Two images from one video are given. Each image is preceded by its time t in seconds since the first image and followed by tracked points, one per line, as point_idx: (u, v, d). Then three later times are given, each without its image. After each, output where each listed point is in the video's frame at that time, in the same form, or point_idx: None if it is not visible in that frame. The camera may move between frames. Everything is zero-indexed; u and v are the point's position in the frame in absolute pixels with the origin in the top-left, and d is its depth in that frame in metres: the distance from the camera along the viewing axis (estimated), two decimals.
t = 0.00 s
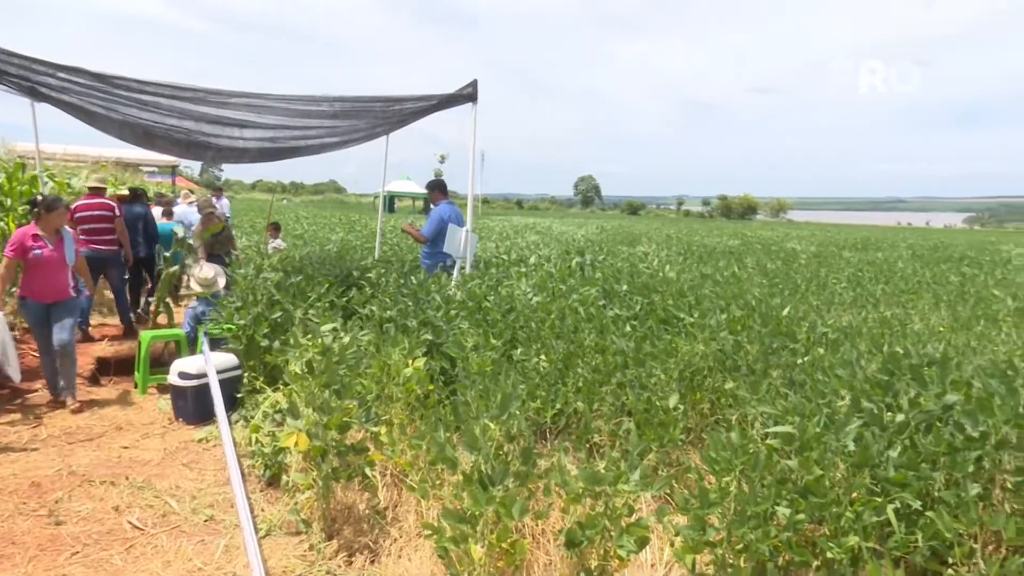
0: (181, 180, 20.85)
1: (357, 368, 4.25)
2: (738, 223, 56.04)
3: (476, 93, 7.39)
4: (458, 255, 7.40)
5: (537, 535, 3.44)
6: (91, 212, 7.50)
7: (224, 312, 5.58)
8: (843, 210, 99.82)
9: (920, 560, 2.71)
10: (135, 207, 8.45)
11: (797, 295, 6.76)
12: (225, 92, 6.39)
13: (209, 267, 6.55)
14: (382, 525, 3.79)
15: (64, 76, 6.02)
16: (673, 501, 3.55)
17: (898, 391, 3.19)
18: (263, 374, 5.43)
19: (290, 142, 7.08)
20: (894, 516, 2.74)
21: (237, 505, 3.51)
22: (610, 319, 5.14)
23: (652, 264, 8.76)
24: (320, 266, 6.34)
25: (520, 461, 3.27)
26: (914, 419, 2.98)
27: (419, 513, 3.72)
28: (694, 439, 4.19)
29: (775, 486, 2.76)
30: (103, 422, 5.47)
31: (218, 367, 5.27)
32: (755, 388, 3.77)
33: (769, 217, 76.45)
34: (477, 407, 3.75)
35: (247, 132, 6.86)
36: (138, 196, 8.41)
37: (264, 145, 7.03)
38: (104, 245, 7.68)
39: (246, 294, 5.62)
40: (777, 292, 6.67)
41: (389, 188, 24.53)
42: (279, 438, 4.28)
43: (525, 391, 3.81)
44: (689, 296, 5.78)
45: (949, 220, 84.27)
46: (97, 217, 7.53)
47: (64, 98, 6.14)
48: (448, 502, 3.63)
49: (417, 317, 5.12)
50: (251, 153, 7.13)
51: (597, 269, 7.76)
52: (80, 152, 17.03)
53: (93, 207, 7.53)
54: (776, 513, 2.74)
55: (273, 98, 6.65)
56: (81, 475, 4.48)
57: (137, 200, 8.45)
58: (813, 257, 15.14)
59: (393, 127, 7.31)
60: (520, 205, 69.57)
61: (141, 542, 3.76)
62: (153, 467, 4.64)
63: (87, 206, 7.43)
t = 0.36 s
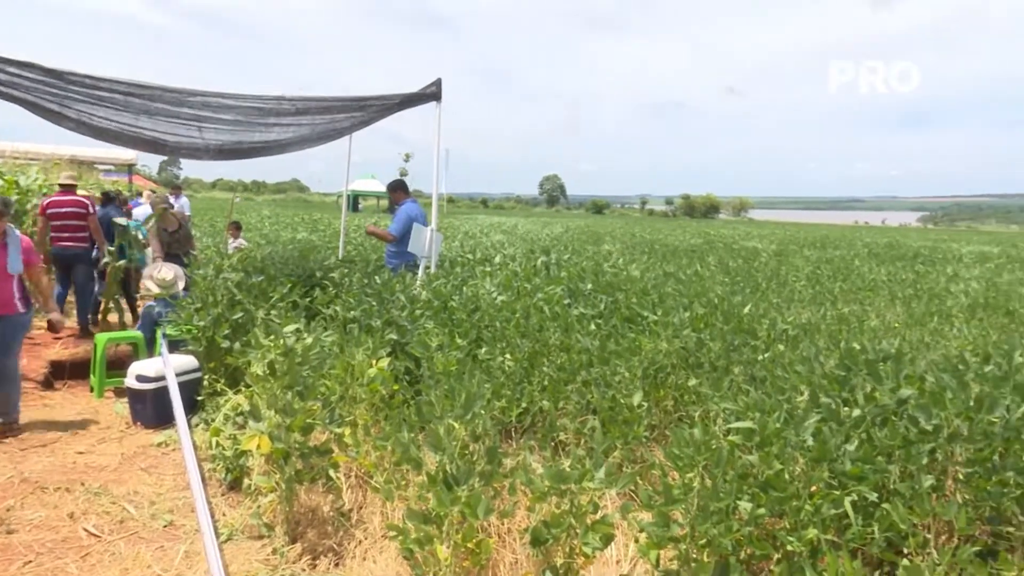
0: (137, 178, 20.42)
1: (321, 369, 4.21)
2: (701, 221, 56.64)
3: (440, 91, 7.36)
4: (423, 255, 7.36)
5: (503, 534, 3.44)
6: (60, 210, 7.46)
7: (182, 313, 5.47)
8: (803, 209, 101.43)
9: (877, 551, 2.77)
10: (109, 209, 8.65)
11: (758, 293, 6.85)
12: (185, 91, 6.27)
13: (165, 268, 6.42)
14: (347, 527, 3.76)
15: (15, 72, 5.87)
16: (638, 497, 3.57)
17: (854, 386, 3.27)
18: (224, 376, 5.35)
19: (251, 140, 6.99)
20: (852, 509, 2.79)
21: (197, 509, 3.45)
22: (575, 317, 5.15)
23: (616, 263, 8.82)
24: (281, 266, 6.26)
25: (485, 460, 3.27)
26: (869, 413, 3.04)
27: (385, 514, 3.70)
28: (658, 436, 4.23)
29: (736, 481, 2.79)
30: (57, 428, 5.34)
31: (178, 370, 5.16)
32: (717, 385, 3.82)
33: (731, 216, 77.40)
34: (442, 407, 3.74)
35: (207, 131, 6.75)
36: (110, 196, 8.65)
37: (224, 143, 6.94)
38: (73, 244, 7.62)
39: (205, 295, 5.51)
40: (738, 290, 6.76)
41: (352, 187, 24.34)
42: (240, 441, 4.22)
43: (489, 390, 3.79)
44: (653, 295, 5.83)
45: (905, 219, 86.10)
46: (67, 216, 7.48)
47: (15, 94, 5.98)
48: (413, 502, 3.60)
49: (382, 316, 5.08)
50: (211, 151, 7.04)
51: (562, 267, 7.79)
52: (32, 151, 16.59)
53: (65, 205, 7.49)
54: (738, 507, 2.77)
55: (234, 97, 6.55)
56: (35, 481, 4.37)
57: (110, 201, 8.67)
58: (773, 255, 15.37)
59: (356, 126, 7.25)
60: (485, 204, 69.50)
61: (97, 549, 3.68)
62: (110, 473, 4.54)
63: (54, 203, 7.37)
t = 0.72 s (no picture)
0: (93, 177, 19.99)
1: (283, 370, 4.16)
2: (666, 220, 57.14)
3: (404, 90, 7.31)
4: (389, 254, 7.30)
5: (469, 534, 3.42)
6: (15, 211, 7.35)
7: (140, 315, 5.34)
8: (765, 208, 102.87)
9: (837, 543, 2.81)
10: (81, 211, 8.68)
11: (721, 291, 6.93)
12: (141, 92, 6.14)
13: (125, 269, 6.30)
14: (311, 530, 3.71)
15: None
16: (604, 495, 3.58)
17: (813, 381, 3.31)
18: (185, 378, 5.25)
19: (211, 138, 6.89)
20: (811, 502, 2.83)
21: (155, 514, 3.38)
22: (541, 316, 5.16)
23: (580, 262, 8.85)
24: (243, 266, 6.17)
25: (451, 460, 3.26)
26: (828, 407, 3.07)
27: (350, 516, 3.66)
28: (624, 434, 4.25)
29: (700, 476, 2.81)
30: (10, 434, 5.20)
31: (136, 373, 5.04)
32: (681, 382, 3.87)
33: (695, 215, 78.20)
34: (407, 408, 3.71)
35: (165, 129, 6.64)
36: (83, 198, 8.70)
37: (183, 141, 6.83)
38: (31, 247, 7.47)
39: (165, 296, 5.38)
40: (701, 288, 6.82)
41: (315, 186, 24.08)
42: (201, 445, 4.15)
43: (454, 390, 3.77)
44: (618, 293, 5.85)
45: (864, 217, 87.77)
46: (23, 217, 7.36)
47: None
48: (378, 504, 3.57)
49: (346, 317, 5.03)
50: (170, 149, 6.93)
51: (528, 267, 7.79)
52: None
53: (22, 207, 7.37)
54: (701, 503, 2.79)
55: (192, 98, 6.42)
56: None
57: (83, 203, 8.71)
58: (734, 253, 15.56)
59: (319, 126, 7.16)
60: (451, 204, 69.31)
61: (52, 558, 3.60)
62: (66, 479, 4.44)
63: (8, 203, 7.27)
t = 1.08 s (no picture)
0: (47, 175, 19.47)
1: (246, 372, 4.10)
2: (631, 219, 57.53)
3: (368, 88, 7.25)
4: (354, 255, 7.23)
5: (436, 535, 3.40)
6: None
7: (97, 317, 5.18)
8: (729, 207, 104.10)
9: (798, 536, 2.85)
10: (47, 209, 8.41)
11: (686, 289, 7.00)
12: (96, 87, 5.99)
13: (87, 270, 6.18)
14: (276, 534, 3.67)
15: None
16: (571, 493, 3.59)
17: (775, 377, 3.35)
18: (144, 381, 5.15)
19: (171, 133, 6.79)
20: (773, 497, 2.88)
21: (114, 521, 3.31)
22: (507, 316, 5.16)
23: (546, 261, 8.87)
24: (204, 266, 6.07)
25: (417, 461, 3.24)
26: (789, 403, 3.12)
27: (315, 519, 3.62)
28: (589, 433, 4.27)
29: (665, 473, 2.83)
30: None
31: (93, 376, 4.92)
32: (646, 380, 3.93)
33: (660, 214, 78.79)
34: (373, 409, 3.69)
35: (123, 124, 6.52)
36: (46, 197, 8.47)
37: (142, 135, 6.72)
38: None
39: (123, 297, 5.19)
40: (666, 286, 6.88)
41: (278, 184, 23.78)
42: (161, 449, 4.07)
43: (419, 390, 3.74)
44: (584, 292, 5.86)
45: (824, 216, 89.27)
46: None
47: None
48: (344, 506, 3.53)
49: (311, 318, 4.97)
50: (130, 143, 6.81)
51: (494, 266, 7.79)
52: None
53: None
54: (666, 499, 2.81)
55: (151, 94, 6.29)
56: None
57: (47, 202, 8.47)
58: (697, 251, 15.72)
59: (283, 121, 7.06)
60: (416, 203, 68.96)
61: (6, 568, 3.50)
62: (20, 487, 4.32)
63: None
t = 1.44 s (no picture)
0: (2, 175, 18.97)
1: (209, 376, 4.03)
2: (599, 219, 57.79)
3: (334, 87, 7.18)
4: (321, 255, 7.18)
5: (404, 537, 3.38)
6: None
7: (53, 320, 5.05)
8: (694, 207, 105.04)
9: (763, 532, 2.89)
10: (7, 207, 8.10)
11: (652, 289, 7.04)
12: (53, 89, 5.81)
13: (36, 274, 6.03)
14: (241, 539, 3.61)
15: None
16: (540, 492, 3.58)
17: (741, 375, 3.38)
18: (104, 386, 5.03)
19: (131, 129, 6.66)
20: (738, 493, 2.91)
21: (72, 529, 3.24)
22: (476, 316, 5.14)
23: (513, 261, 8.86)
24: (166, 268, 5.97)
25: (384, 463, 3.22)
26: (754, 401, 3.16)
27: (281, 523, 3.57)
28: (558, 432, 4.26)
29: (632, 471, 2.84)
30: None
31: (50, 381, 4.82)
32: (613, 377, 3.99)
33: (627, 214, 79.27)
34: (340, 411, 3.66)
35: (82, 122, 6.38)
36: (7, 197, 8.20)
37: (101, 131, 6.60)
38: None
39: (81, 300, 5.08)
40: (633, 286, 6.92)
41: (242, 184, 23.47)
42: (122, 454, 3.98)
43: (387, 391, 3.72)
44: (552, 292, 5.86)
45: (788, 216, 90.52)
46: None
47: None
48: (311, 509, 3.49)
49: (276, 319, 4.90)
50: (88, 137, 6.69)
51: (462, 266, 7.77)
52: None
53: None
54: (634, 497, 2.82)
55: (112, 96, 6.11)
56: None
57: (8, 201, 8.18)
58: (664, 251, 15.84)
59: (247, 116, 6.96)
60: (383, 203, 68.55)
61: None
62: None
63: None
